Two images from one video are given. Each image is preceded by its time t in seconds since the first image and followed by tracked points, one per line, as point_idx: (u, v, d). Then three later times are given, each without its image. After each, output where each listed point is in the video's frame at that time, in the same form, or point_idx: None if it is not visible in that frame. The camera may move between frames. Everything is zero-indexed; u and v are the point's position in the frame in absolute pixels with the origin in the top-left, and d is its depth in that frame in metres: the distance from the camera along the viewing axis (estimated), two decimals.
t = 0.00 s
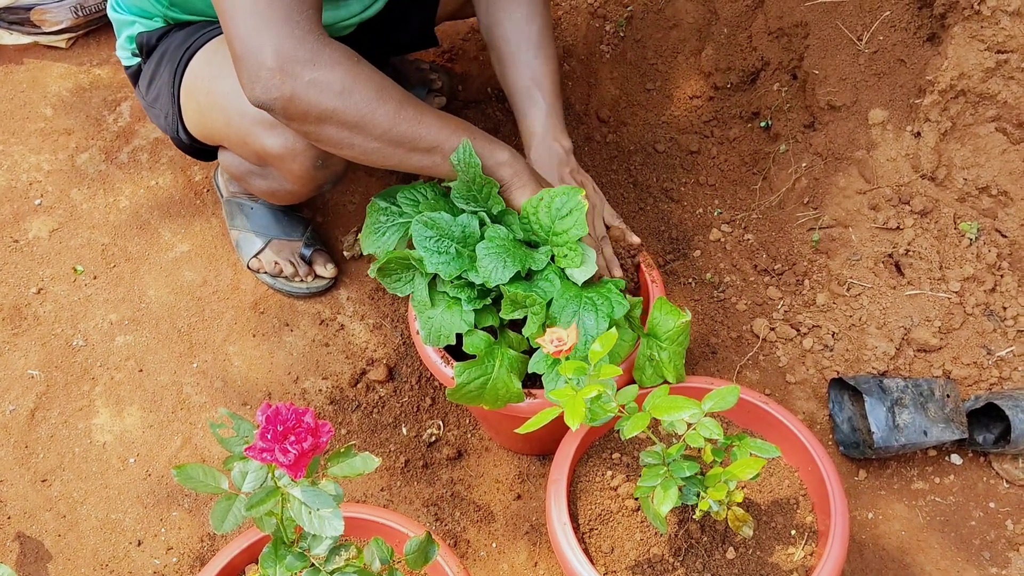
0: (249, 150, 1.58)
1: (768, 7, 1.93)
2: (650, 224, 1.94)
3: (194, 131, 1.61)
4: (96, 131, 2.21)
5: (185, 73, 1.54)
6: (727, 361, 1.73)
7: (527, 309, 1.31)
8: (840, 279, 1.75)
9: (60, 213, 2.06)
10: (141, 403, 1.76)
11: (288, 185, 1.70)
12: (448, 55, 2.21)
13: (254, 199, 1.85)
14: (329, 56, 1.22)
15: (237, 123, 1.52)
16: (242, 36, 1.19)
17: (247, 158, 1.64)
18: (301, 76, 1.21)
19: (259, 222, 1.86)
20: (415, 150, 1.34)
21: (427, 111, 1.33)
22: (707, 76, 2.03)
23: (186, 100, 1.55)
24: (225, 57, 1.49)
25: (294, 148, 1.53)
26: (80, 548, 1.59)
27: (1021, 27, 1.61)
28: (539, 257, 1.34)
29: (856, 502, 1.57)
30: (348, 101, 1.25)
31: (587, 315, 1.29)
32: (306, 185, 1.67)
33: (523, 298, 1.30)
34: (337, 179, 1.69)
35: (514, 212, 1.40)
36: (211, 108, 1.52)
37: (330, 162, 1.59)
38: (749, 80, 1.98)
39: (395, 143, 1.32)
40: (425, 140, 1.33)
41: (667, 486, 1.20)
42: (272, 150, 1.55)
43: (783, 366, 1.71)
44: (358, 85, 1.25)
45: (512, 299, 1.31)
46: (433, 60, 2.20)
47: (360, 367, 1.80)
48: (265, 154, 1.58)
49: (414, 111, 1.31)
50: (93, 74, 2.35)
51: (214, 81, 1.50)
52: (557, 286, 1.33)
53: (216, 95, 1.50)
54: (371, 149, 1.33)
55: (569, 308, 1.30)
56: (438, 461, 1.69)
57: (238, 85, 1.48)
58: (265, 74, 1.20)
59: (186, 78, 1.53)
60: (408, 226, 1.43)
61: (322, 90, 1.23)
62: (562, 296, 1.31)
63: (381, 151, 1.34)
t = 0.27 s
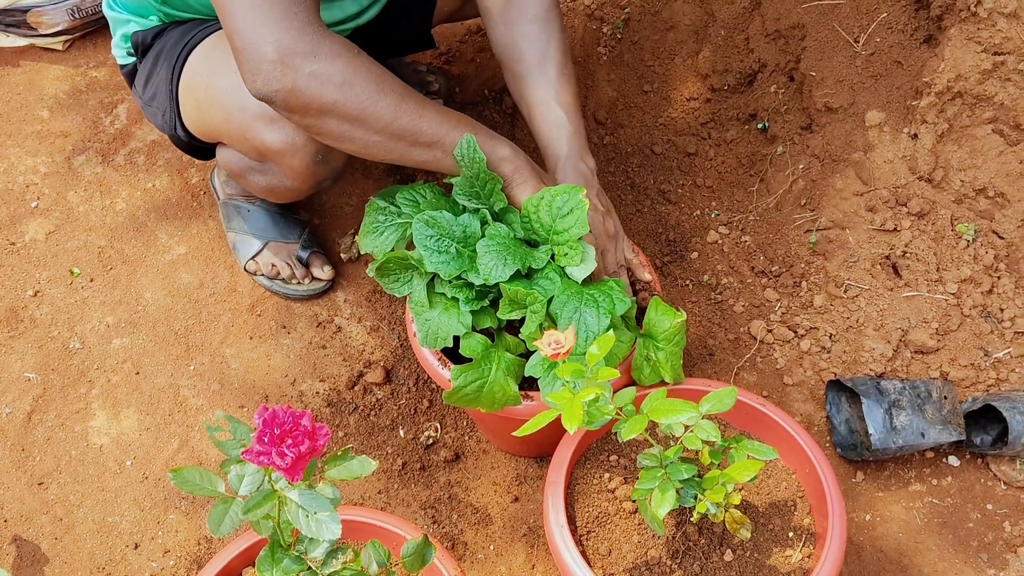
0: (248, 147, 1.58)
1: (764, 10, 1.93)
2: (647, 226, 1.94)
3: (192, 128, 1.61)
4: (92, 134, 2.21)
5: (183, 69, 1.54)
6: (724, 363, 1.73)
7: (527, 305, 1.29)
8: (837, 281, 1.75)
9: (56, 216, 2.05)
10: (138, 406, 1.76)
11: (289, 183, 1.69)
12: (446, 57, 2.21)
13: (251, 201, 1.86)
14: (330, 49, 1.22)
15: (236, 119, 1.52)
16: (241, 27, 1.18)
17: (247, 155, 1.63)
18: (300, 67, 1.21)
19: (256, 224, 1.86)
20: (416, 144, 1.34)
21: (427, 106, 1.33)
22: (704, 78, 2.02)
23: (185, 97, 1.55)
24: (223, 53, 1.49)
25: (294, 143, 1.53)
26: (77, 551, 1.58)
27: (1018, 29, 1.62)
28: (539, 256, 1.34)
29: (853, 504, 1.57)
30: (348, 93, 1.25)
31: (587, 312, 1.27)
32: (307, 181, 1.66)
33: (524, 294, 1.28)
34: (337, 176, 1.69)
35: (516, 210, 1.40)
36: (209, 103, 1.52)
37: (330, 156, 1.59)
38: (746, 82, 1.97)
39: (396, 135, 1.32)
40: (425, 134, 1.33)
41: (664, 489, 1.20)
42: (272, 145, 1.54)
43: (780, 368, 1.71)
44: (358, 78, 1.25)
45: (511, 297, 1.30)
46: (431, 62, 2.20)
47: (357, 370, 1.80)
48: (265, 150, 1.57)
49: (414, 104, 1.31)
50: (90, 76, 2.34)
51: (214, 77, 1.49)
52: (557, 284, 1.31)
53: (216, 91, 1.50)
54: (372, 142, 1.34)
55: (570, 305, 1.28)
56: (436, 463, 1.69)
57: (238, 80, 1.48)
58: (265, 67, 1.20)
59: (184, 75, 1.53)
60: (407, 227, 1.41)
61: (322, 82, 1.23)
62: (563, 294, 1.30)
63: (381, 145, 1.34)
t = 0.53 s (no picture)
0: (239, 157, 1.58)
1: (762, 13, 1.94)
2: (645, 229, 1.94)
3: (186, 137, 1.61)
4: (90, 138, 2.21)
5: (178, 78, 1.54)
6: (722, 367, 1.73)
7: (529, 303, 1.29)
8: (835, 284, 1.76)
9: (53, 220, 2.05)
10: (135, 410, 1.76)
11: (278, 194, 1.70)
12: (443, 61, 2.21)
13: (248, 205, 1.85)
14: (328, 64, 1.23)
15: (231, 131, 1.52)
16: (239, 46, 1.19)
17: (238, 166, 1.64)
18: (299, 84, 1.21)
19: (253, 228, 1.85)
20: (417, 152, 1.35)
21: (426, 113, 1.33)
22: (701, 81, 2.03)
23: (178, 107, 1.55)
24: (218, 64, 1.49)
25: (286, 156, 1.54)
26: (74, 556, 1.58)
27: (1015, 32, 1.61)
28: (545, 250, 1.34)
29: (851, 507, 1.57)
30: (348, 106, 1.25)
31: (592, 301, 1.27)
32: (299, 194, 1.67)
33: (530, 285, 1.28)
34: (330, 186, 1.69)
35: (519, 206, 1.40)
36: (205, 115, 1.52)
37: (322, 169, 1.60)
38: (743, 85, 1.98)
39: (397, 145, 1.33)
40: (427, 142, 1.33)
41: (662, 493, 1.20)
42: (262, 157, 1.55)
43: (778, 372, 1.71)
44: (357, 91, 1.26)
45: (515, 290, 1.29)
46: (428, 66, 2.20)
47: (354, 374, 1.80)
48: (259, 162, 1.58)
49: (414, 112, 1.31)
50: (88, 80, 2.34)
51: (207, 87, 1.50)
52: (563, 275, 1.32)
53: (209, 102, 1.50)
54: (372, 153, 1.34)
55: (576, 298, 1.27)
56: (433, 467, 1.69)
57: (232, 92, 1.48)
58: (263, 85, 1.20)
59: (178, 84, 1.53)
60: (405, 231, 1.41)
61: (322, 97, 1.23)
62: (570, 282, 1.30)
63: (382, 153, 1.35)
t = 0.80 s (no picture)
0: (259, 160, 1.59)
1: (760, 18, 1.95)
2: (644, 233, 1.94)
3: (201, 141, 1.61)
4: (90, 142, 2.21)
5: (190, 81, 1.53)
6: (721, 371, 1.73)
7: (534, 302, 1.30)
8: (833, 289, 1.76)
9: (53, 224, 2.05)
10: (135, 415, 1.76)
11: (296, 197, 1.70)
12: (443, 65, 2.22)
13: (248, 210, 1.85)
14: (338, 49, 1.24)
15: (250, 133, 1.53)
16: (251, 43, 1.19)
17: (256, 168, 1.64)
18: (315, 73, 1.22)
19: (253, 232, 1.86)
20: (437, 134, 1.36)
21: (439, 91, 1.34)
22: (700, 86, 2.03)
23: (193, 110, 1.55)
24: (232, 65, 1.49)
25: (308, 157, 1.54)
26: (74, 560, 1.58)
27: (1013, 38, 1.62)
28: (556, 248, 1.35)
29: (850, 512, 1.57)
30: (364, 91, 1.26)
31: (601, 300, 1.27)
32: (316, 195, 1.67)
33: (540, 282, 1.28)
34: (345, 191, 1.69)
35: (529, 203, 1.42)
36: (221, 116, 1.52)
37: (342, 170, 1.60)
38: (742, 90, 1.98)
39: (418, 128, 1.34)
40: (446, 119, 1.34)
41: (661, 499, 1.21)
42: (284, 159, 1.55)
43: (777, 376, 1.72)
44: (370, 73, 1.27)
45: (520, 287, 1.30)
46: (428, 70, 2.20)
47: (354, 378, 1.80)
48: (278, 163, 1.58)
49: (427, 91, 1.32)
50: (88, 84, 2.34)
51: (223, 89, 1.50)
52: (572, 271, 1.33)
53: (226, 104, 1.51)
54: (393, 137, 1.36)
55: (587, 293, 1.27)
56: (433, 472, 1.69)
57: (248, 93, 1.49)
58: (278, 78, 1.21)
59: (192, 88, 1.53)
60: (410, 233, 1.39)
61: (339, 85, 1.24)
62: (579, 278, 1.30)
63: (401, 138, 1.36)
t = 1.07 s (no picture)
0: (269, 163, 1.58)
1: (763, 19, 1.95)
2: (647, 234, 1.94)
3: (208, 145, 1.60)
4: (92, 142, 2.21)
5: (199, 85, 1.53)
6: (724, 372, 1.73)
7: (539, 300, 1.30)
8: (836, 290, 1.76)
9: (56, 224, 2.05)
10: (137, 415, 1.76)
11: (303, 200, 1.69)
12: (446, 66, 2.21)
13: (252, 210, 1.85)
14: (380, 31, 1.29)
15: (259, 136, 1.52)
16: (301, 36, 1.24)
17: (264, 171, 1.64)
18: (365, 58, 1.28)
19: (256, 233, 1.86)
20: (481, 107, 1.41)
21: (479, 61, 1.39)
22: (703, 87, 2.05)
23: (203, 114, 1.54)
24: (243, 68, 1.50)
25: (318, 160, 1.54)
26: (76, 560, 1.58)
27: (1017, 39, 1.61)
28: (563, 243, 1.36)
29: (853, 513, 1.57)
30: (413, 71, 1.31)
31: (609, 297, 1.27)
32: (325, 199, 1.67)
33: (546, 278, 1.28)
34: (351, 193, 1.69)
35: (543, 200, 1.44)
36: (231, 119, 1.52)
37: (351, 173, 1.60)
38: (745, 91, 1.99)
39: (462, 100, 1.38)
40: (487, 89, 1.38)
41: (665, 500, 1.21)
42: (295, 162, 1.55)
43: (780, 378, 1.71)
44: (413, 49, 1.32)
45: (526, 282, 1.30)
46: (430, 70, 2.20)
47: (356, 379, 1.80)
48: (287, 167, 1.58)
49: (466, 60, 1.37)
50: (90, 84, 2.34)
51: (234, 92, 1.50)
52: (578, 266, 1.33)
53: (237, 107, 1.50)
54: (440, 118, 1.41)
55: (593, 288, 1.28)
56: (435, 473, 1.69)
57: (259, 95, 1.49)
58: (329, 71, 1.28)
59: (200, 92, 1.53)
60: (411, 232, 1.39)
61: (388, 67, 1.30)
62: (584, 273, 1.30)
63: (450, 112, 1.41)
